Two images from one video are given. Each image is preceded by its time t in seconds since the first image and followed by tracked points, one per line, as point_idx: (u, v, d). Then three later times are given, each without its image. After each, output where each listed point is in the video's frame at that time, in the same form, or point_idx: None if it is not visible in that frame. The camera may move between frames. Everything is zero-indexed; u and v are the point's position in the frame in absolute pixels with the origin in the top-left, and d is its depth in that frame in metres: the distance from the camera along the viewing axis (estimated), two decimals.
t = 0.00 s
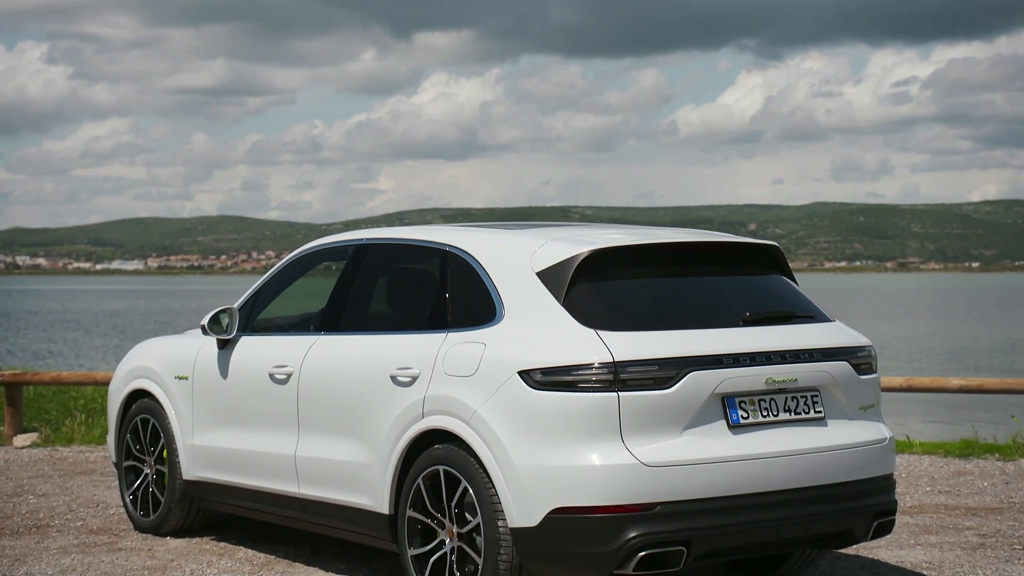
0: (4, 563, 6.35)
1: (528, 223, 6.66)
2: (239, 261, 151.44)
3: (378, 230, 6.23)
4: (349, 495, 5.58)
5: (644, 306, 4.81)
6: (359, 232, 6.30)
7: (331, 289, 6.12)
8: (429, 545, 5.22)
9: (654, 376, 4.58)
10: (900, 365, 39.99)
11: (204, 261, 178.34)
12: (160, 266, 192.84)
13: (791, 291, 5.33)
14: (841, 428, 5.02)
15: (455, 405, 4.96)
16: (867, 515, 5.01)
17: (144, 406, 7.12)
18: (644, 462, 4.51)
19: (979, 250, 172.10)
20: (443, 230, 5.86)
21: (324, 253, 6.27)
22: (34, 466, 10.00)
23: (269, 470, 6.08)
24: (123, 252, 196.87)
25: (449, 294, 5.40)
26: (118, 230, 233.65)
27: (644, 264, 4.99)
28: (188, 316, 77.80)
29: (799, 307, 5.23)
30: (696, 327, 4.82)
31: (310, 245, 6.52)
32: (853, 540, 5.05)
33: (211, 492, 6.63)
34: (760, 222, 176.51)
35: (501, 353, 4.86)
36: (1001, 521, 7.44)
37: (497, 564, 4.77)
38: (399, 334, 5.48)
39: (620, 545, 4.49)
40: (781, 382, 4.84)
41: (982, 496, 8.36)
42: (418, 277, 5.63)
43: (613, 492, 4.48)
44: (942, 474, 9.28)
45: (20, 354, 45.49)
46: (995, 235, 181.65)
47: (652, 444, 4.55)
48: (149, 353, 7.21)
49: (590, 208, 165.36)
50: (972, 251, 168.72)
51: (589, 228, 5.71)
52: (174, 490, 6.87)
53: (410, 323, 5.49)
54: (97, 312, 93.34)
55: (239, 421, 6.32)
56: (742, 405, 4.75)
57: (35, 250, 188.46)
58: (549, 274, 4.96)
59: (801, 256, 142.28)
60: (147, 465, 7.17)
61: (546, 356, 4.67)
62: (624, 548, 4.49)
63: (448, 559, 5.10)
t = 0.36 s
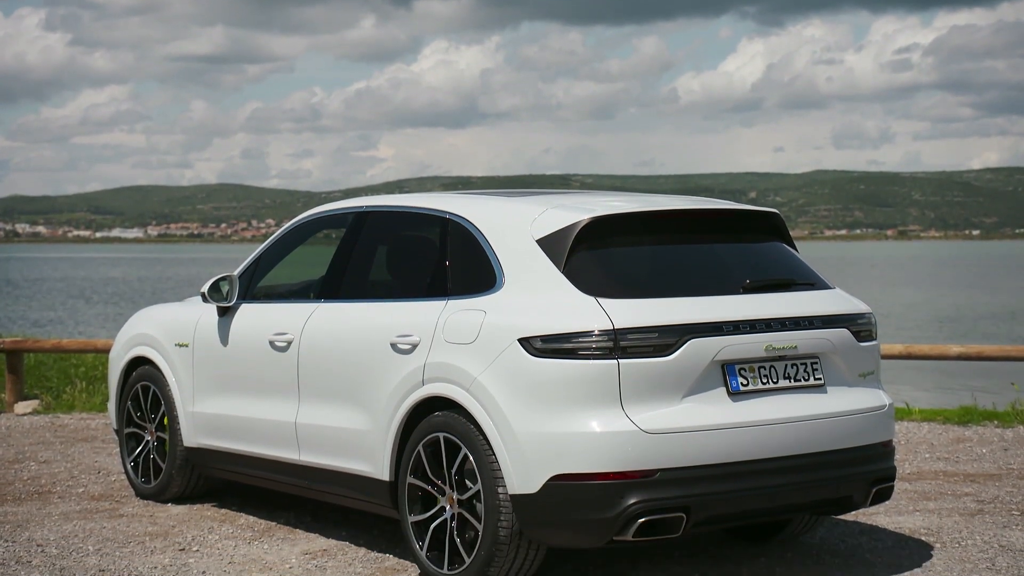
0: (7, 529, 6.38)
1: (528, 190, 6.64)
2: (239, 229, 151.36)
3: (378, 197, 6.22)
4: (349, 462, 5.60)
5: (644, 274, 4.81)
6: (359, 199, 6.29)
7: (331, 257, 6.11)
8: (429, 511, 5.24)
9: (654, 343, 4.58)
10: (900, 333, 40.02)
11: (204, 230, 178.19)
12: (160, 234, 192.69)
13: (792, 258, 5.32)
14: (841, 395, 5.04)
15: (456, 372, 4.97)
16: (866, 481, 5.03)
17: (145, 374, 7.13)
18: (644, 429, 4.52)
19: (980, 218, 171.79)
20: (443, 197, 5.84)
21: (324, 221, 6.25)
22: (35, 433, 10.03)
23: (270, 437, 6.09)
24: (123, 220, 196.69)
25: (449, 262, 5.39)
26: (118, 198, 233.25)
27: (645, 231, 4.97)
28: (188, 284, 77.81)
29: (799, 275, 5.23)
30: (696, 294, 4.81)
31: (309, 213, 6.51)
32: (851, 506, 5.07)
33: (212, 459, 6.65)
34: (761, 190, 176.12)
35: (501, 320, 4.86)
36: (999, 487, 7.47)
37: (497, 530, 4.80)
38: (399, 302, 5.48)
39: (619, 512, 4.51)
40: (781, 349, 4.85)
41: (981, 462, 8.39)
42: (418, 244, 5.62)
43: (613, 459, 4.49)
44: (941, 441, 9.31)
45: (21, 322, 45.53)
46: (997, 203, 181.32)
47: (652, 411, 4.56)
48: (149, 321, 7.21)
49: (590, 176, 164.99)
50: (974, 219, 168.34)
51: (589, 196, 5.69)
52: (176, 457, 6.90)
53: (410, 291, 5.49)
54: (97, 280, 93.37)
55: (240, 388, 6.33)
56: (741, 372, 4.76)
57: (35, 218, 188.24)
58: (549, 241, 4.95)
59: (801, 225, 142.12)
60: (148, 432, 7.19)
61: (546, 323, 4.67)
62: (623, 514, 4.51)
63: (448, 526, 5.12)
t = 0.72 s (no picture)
0: (8, 501, 6.40)
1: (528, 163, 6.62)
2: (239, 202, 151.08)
3: (378, 169, 6.20)
4: (350, 434, 5.61)
5: (644, 246, 4.80)
6: (359, 172, 6.26)
7: (330, 230, 6.09)
8: (429, 484, 5.26)
9: (654, 315, 4.58)
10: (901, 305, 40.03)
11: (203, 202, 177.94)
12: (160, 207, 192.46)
13: (793, 231, 5.31)
14: (841, 367, 5.04)
15: (456, 345, 4.97)
16: (865, 453, 5.04)
17: (145, 346, 7.13)
18: (644, 401, 4.52)
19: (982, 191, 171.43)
20: (442, 170, 5.82)
21: (323, 193, 6.23)
22: (36, 405, 10.06)
23: (270, 409, 6.10)
24: (123, 193, 196.36)
25: (449, 234, 5.38)
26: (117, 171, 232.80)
27: (645, 204, 4.96)
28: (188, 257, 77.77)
29: (800, 247, 5.21)
30: (697, 266, 4.80)
31: (309, 186, 6.49)
32: (851, 478, 5.08)
33: (212, 431, 6.67)
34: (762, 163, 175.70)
35: (501, 292, 4.86)
36: (998, 459, 7.49)
37: (497, 502, 4.81)
38: (399, 274, 5.47)
39: (619, 484, 4.52)
40: (781, 321, 4.85)
41: (980, 434, 8.40)
42: (418, 217, 5.61)
43: (613, 431, 4.50)
44: (941, 413, 9.32)
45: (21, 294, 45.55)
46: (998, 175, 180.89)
47: (652, 384, 4.57)
48: (149, 293, 7.21)
49: (591, 149, 164.52)
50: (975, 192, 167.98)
51: (589, 168, 5.67)
52: (176, 429, 6.91)
53: (410, 263, 5.48)
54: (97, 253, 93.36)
55: (240, 361, 6.34)
56: (742, 345, 4.76)
57: (35, 190, 188.02)
58: (549, 213, 4.94)
59: (802, 197, 141.89)
60: (149, 404, 7.21)
61: (546, 295, 4.67)
62: (623, 486, 4.52)
63: (448, 498, 5.13)
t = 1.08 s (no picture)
0: (9, 478, 6.42)
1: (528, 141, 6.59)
2: (239, 180, 150.99)
3: (377, 147, 6.18)
4: (350, 412, 5.62)
5: (645, 224, 4.79)
6: (359, 149, 6.24)
7: (330, 207, 6.08)
8: (429, 461, 5.27)
9: (654, 293, 4.57)
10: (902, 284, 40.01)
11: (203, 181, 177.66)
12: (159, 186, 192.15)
13: (793, 208, 5.30)
14: (841, 344, 5.04)
15: (456, 323, 4.97)
16: (865, 431, 5.05)
17: (145, 324, 7.13)
18: (644, 379, 4.53)
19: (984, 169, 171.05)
20: (442, 147, 5.80)
21: (323, 171, 6.22)
22: (36, 383, 10.07)
23: (270, 388, 6.11)
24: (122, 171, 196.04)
25: (449, 212, 5.36)
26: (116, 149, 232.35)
27: (645, 182, 4.95)
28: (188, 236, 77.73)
29: (800, 224, 5.20)
30: (697, 244, 4.79)
31: (310, 163, 6.47)
32: (850, 456, 5.10)
33: (213, 409, 6.68)
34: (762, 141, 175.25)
35: (501, 270, 4.85)
36: (997, 436, 7.50)
37: (497, 480, 4.83)
38: (399, 252, 5.47)
39: (620, 461, 4.53)
40: (781, 299, 4.84)
41: (979, 412, 8.41)
42: (418, 195, 5.60)
43: (612, 409, 4.51)
44: (940, 391, 9.34)
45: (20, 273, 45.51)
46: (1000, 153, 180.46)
47: (652, 361, 4.57)
48: (149, 271, 7.20)
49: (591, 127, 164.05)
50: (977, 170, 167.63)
51: (589, 146, 5.65)
52: (177, 407, 6.92)
53: (410, 241, 5.47)
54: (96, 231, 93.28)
55: (240, 339, 6.34)
56: (741, 323, 4.76)
57: (34, 169, 187.69)
58: (549, 191, 4.93)
59: (803, 176, 141.61)
60: (150, 382, 7.21)
61: (546, 274, 4.66)
62: (623, 463, 4.53)
63: (448, 475, 5.15)
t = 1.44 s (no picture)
0: (10, 462, 6.43)
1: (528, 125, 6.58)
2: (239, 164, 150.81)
3: (377, 131, 6.17)
4: (350, 396, 5.62)
5: (645, 208, 4.78)
6: (359, 134, 6.23)
7: (330, 192, 6.07)
8: (429, 446, 5.28)
9: (654, 278, 4.57)
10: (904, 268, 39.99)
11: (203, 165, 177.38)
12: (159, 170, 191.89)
13: (793, 192, 5.29)
14: (841, 329, 5.04)
15: (456, 307, 4.97)
16: (865, 415, 5.06)
17: (145, 308, 7.13)
18: (644, 363, 4.53)
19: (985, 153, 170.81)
20: (442, 131, 5.79)
21: (324, 155, 6.21)
22: (36, 367, 10.08)
23: (271, 372, 6.12)
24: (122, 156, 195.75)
25: (449, 197, 5.36)
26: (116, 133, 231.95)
27: (645, 166, 4.94)
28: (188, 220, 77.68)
29: (801, 208, 5.20)
30: (697, 229, 4.79)
31: (309, 148, 6.46)
32: (850, 440, 5.11)
33: (212, 393, 6.69)
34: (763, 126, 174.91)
35: (501, 255, 4.85)
36: (997, 420, 7.51)
37: (497, 464, 4.83)
38: (398, 237, 5.46)
39: (620, 445, 4.54)
40: (781, 284, 4.84)
41: (979, 396, 8.42)
42: (417, 179, 5.59)
43: (613, 393, 4.51)
44: (940, 376, 9.35)
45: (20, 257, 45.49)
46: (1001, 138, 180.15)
47: (652, 346, 4.57)
48: (149, 255, 7.20)
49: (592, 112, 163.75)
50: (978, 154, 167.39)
51: (589, 130, 5.64)
52: (177, 391, 6.93)
53: (410, 225, 5.47)
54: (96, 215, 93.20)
55: (240, 324, 6.34)
56: (742, 307, 4.75)
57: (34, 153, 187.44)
58: (549, 175, 4.92)
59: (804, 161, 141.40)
60: (150, 367, 7.21)
61: (546, 258, 4.65)
62: (623, 448, 4.54)
63: (449, 459, 5.15)
